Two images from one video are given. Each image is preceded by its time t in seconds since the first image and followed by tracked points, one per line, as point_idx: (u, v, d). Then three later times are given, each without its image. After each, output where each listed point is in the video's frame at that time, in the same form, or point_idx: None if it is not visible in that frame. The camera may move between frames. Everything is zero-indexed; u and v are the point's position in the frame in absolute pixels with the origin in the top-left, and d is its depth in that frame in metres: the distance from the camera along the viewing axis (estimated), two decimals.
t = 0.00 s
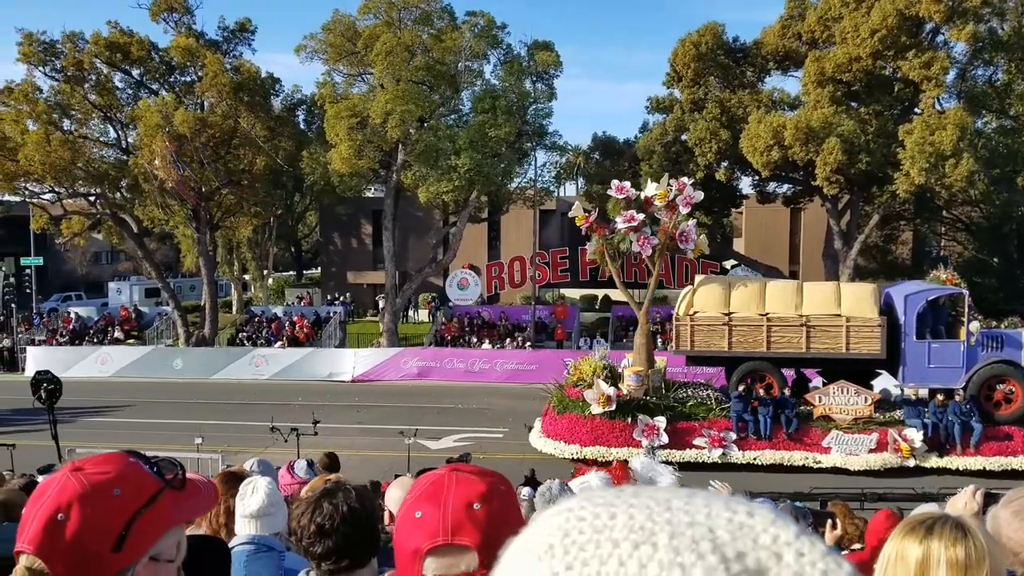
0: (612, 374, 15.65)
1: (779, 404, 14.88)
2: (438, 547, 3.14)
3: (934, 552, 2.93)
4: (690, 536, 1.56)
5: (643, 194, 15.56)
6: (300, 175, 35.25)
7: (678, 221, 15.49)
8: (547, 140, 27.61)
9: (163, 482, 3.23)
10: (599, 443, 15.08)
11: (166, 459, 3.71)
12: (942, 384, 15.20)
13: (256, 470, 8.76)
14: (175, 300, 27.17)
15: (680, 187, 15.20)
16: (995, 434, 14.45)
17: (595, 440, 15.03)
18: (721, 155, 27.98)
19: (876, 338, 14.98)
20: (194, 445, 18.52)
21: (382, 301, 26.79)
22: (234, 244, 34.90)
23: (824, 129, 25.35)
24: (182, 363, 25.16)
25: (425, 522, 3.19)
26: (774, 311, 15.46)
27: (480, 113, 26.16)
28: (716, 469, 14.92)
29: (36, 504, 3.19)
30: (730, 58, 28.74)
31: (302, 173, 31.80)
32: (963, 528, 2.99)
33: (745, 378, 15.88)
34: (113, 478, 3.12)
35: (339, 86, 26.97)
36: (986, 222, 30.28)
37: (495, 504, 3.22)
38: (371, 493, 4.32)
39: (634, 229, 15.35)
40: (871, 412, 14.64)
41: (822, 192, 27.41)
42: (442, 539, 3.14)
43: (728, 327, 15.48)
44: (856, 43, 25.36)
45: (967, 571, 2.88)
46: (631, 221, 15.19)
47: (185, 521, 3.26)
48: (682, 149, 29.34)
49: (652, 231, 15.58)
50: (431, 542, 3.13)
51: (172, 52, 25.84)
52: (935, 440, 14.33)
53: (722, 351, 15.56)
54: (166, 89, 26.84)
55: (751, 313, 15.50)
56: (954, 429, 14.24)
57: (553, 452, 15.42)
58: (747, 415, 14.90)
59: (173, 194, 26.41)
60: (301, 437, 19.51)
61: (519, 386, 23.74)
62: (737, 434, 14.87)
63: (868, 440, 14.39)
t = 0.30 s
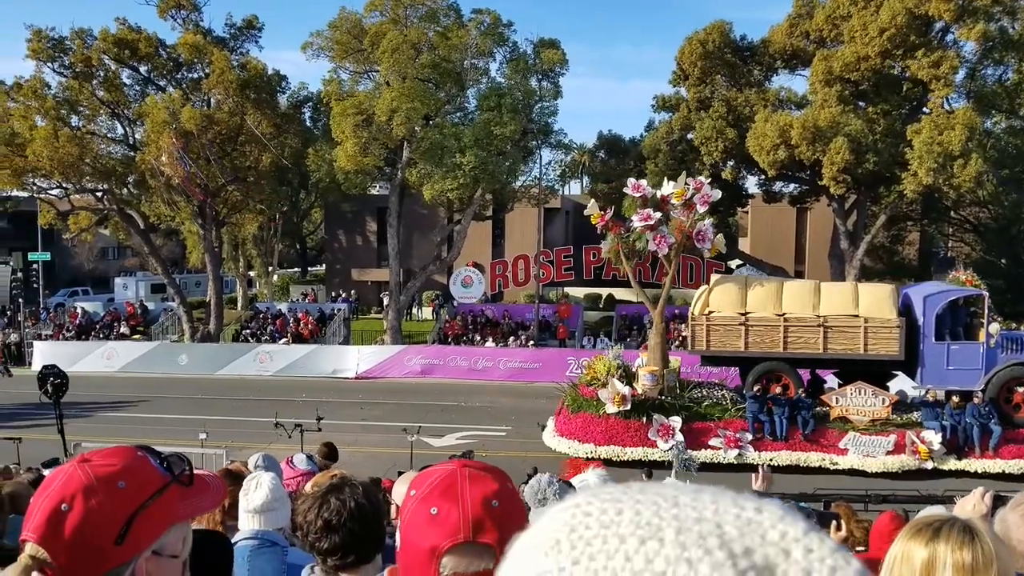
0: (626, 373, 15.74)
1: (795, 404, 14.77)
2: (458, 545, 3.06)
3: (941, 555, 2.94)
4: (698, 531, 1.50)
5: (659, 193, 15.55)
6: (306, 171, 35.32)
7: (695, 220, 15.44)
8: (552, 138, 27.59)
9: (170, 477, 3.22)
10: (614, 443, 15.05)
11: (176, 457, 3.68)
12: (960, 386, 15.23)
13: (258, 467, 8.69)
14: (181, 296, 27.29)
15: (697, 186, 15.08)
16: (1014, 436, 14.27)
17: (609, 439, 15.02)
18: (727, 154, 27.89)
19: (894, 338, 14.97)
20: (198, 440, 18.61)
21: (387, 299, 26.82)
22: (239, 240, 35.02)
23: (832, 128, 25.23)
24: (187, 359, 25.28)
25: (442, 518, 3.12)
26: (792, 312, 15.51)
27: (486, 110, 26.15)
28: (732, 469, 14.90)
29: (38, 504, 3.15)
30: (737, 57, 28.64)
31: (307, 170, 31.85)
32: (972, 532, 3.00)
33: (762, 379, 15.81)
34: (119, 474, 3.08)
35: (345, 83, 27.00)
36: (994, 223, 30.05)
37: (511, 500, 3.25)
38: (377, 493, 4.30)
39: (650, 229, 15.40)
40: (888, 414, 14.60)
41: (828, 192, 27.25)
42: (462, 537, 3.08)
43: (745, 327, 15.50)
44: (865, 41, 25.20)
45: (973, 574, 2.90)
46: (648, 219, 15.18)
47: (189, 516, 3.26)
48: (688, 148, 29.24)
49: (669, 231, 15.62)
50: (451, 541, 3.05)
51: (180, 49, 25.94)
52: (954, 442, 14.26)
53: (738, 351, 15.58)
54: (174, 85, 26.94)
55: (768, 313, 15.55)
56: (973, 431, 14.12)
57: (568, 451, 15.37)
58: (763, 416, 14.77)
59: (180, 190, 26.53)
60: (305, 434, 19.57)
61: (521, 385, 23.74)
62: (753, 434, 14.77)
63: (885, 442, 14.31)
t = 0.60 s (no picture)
0: (653, 372, 15.61)
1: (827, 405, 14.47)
2: (499, 543, 3.11)
3: (967, 561, 2.88)
4: (727, 530, 1.42)
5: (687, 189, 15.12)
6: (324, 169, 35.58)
7: (725, 218, 15.10)
8: (568, 134, 27.48)
9: (191, 469, 3.25)
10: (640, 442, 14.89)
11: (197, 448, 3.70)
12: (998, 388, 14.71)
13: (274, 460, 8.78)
14: (200, 292, 27.63)
15: (728, 181, 14.84)
16: None
17: (635, 438, 14.87)
18: (746, 150, 27.52)
19: (930, 338, 14.52)
20: (216, 433, 18.81)
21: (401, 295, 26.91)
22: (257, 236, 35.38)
23: (854, 124, 24.82)
24: (205, 353, 25.60)
25: (481, 514, 3.16)
26: (824, 310, 15.09)
27: (502, 107, 26.12)
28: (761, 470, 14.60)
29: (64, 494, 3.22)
30: (756, 52, 28.31)
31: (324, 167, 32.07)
32: (1001, 538, 2.94)
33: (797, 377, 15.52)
34: (143, 465, 3.14)
35: (362, 81, 27.15)
36: (1020, 221, 29.34)
37: (546, 499, 3.31)
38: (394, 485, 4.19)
39: (679, 226, 15.10)
40: (923, 415, 14.24)
41: (850, 188, 26.77)
42: (503, 534, 3.13)
43: (776, 327, 15.14)
44: (889, 35, 24.71)
45: None
46: (676, 216, 14.93)
47: (208, 508, 3.25)
48: (707, 144, 28.89)
49: (697, 227, 15.25)
50: (492, 539, 3.10)
51: (201, 48, 26.26)
52: (990, 445, 13.93)
53: (768, 350, 15.23)
54: (195, 83, 27.29)
55: (800, 312, 15.15)
56: (1011, 434, 13.76)
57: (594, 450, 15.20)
58: (793, 416, 14.49)
59: (200, 187, 26.84)
60: (320, 428, 19.70)
61: (534, 382, 23.66)
62: (783, 435, 14.51)
63: (919, 444, 13.98)
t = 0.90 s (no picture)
0: (687, 372, 15.73)
1: (865, 408, 14.42)
2: (541, 531, 3.16)
3: (990, 560, 2.87)
4: (767, 524, 1.39)
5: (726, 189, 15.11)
6: (347, 168, 35.65)
7: (762, 218, 15.05)
8: (590, 134, 27.43)
9: (221, 466, 3.34)
10: (677, 443, 15.01)
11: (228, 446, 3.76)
12: None
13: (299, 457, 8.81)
14: (223, 290, 27.78)
15: (767, 182, 14.72)
16: None
17: (671, 439, 14.99)
18: (769, 150, 27.40)
19: (971, 341, 14.30)
20: (239, 431, 18.97)
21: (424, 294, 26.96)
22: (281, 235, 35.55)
23: (878, 124, 24.69)
24: (228, 351, 25.75)
25: (522, 503, 3.19)
26: (863, 312, 14.89)
27: (524, 107, 26.12)
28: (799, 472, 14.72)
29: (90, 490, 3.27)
30: (780, 52, 28.23)
31: (348, 166, 32.12)
32: None
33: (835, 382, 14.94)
34: (173, 459, 3.22)
35: (385, 80, 27.23)
36: None
37: (581, 488, 3.37)
38: (416, 484, 4.18)
39: (715, 226, 15.07)
40: (963, 418, 14.26)
41: (874, 189, 26.63)
42: (544, 523, 3.18)
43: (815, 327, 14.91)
44: (914, 35, 24.58)
45: None
46: (714, 216, 14.95)
47: (237, 505, 3.34)
48: (730, 144, 28.81)
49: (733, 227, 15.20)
50: (534, 527, 3.15)
51: (224, 47, 26.42)
52: None
53: (806, 352, 15.01)
54: (218, 82, 27.44)
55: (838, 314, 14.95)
56: None
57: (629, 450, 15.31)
58: (832, 418, 14.50)
59: (223, 186, 26.96)
60: (343, 426, 19.82)
61: (555, 382, 23.65)
62: (821, 437, 14.55)
63: (960, 447, 14.03)
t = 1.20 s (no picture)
0: (716, 374, 15.44)
1: (899, 411, 14.05)
2: (557, 530, 3.05)
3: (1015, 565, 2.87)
4: (800, 530, 1.27)
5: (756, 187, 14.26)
6: (361, 166, 35.83)
7: (795, 216, 14.16)
8: (605, 132, 27.25)
9: (241, 459, 3.27)
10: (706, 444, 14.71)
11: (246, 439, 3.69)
12: None
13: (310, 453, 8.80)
14: (239, 286, 28.01)
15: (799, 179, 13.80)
16: None
17: (700, 440, 14.71)
18: (786, 149, 27.07)
19: (1008, 345, 13.66)
20: (254, 426, 19.08)
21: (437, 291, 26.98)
22: (296, 232, 35.81)
23: (898, 122, 24.31)
24: (243, 347, 25.97)
25: (538, 502, 3.08)
26: (897, 313, 14.22)
27: (538, 105, 26.06)
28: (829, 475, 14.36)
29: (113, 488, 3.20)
30: (798, 49, 27.91)
31: (362, 164, 32.28)
32: None
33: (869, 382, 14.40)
34: (196, 450, 3.17)
35: (400, 78, 27.34)
36: None
37: (599, 489, 3.24)
38: (436, 481, 4.14)
39: (746, 226, 14.22)
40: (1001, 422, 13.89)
41: (893, 189, 26.22)
42: (560, 521, 3.06)
43: (847, 330, 14.36)
44: (936, 32, 24.17)
45: None
46: (743, 215, 14.09)
47: (258, 497, 3.28)
48: (746, 143, 28.53)
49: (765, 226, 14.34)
50: (549, 526, 3.04)
51: (242, 46, 26.69)
52: None
53: (838, 354, 14.44)
54: (236, 81, 27.72)
55: (871, 315, 14.33)
56: None
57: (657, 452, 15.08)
58: (864, 422, 14.13)
59: (240, 183, 27.21)
60: (357, 423, 19.86)
61: (569, 380, 23.53)
62: (853, 441, 14.20)
63: (997, 452, 13.67)
